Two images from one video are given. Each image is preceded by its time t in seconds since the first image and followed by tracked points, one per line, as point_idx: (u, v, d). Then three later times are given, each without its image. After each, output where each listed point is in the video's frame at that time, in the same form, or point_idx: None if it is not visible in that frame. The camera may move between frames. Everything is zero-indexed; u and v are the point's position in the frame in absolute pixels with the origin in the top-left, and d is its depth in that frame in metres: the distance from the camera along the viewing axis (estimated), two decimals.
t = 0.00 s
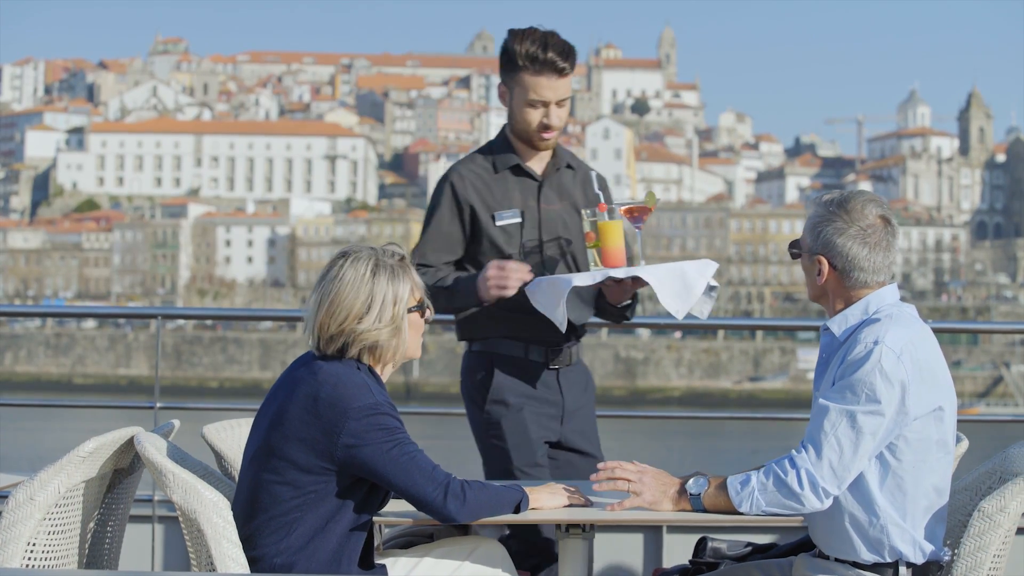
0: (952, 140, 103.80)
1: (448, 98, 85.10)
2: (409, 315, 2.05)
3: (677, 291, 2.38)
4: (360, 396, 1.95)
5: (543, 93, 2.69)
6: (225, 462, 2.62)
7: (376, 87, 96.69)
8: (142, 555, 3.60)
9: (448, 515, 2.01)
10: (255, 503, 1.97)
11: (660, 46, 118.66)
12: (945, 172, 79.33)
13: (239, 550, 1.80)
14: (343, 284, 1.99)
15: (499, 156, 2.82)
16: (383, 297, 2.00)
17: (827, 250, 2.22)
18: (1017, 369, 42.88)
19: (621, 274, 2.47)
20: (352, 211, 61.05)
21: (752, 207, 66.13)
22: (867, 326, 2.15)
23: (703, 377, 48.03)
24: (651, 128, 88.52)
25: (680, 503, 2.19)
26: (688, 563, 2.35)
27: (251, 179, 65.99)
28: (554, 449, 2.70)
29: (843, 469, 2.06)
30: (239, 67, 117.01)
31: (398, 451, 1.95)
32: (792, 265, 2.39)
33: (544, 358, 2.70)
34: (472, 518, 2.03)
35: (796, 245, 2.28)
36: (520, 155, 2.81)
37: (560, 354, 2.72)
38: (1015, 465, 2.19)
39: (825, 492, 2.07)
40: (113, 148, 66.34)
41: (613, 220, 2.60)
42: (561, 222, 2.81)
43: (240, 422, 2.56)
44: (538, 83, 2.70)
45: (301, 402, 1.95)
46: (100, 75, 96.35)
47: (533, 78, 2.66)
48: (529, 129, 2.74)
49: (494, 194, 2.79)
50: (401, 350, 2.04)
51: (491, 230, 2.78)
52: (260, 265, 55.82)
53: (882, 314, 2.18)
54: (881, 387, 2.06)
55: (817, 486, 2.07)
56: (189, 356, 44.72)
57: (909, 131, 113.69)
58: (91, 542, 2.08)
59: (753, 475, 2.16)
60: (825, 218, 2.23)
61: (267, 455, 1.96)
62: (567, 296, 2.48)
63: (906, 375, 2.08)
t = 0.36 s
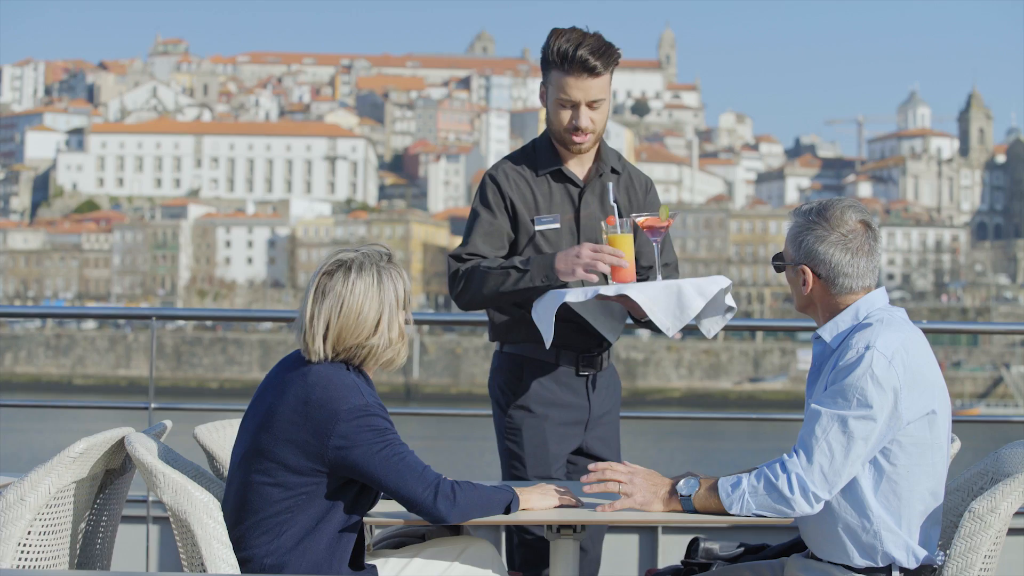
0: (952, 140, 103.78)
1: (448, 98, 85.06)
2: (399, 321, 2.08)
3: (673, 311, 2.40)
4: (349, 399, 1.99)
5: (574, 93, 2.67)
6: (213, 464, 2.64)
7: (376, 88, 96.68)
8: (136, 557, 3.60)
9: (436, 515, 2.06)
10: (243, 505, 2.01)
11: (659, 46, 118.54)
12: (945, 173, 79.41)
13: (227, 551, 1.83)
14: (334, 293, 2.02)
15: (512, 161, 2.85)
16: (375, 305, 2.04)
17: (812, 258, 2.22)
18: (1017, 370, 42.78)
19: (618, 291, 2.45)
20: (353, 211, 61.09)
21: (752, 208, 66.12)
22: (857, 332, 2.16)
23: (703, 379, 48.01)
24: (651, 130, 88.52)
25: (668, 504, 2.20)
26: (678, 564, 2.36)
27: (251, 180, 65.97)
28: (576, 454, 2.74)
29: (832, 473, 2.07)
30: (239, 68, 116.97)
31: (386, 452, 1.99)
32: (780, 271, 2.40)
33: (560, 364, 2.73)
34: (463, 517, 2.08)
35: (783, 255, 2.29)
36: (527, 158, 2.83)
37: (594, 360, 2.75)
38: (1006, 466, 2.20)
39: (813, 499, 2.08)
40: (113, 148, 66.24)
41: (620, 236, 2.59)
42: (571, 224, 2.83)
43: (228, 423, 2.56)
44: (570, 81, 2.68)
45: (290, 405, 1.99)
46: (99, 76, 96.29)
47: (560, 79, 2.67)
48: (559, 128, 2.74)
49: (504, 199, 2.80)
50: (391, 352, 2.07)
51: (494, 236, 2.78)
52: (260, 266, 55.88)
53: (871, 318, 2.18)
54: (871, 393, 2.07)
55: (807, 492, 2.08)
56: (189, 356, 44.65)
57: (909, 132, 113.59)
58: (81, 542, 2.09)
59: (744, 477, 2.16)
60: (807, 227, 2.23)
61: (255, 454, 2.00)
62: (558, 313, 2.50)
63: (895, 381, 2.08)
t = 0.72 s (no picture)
0: (952, 141, 103.61)
1: (448, 98, 85.05)
2: (395, 324, 2.10)
3: (667, 333, 2.45)
4: (339, 400, 2.01)
5: (578, 103, 2.66)
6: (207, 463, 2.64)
7: (377, 89, 96.65)
8: (130, 561, 3.59)
9: (426, 514, 2.07)
10: (235, 505, 2.02)
11: (660, 45, 118.49)
12: (945, 173, 79.30)
13: (218, 550, 1.85)
14: (336, 289, 2.04)
15: (510, 171, 2.85)
16: (377, 297, 2.06)
17: (811, 252, 2.22)
18: (1017, 369, 42.69)
19: (619, 310, 2.47)
20: (353, 211, 61.11)
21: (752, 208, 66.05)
22: (852, 329, 2.16)
23: (704, 379, 47.92)
24: (651, 130, 88.48)
25: (662, 504, 2.19)
26: (674, 565, 2.35)
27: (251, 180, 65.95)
28: (573, 458, 2.74)
29: (825, 473, 2.07)
30: (240, 68, 117.00)
31: (378, 451, 2.00)
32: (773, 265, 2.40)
33: (560, 370, 2.73)
34: (454, 519, 2.09)
35: (776, 251, 2.29)
36: (525, 170, 2.85)
37: (595, 364, 2.74)
38: (999, 466, 2.21)
39: (808, 497, 2.08)
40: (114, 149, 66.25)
41: (614, 250, 2.56)
42: (572, 233, 2.83)
43: (222, 423, 2.57)
44: (572, 85, 2.67)
45: (282, 402, 2.00)
46: (100, 76, 96.28)
47: (566, 90, 2.65)
48: (562, 139, 2.71)
49: (504, 210, 2.81)
50: (384, 356, 2.09)
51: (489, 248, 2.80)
52: (260, 265, 55.87)
53: (863, 317, 2.18)
54: (864, 392, 2.07)
55: (799, 493, 2.08)
56: (189, 356, 44.59)
57: (910, 132, 113.40)
58: (75, 544, 2.11)
59: (738, 476, 2.16)
60: (806, 220, 2.23)
61: (245, 452, 2.01)
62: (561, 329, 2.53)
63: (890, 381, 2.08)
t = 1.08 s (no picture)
0: (953, 142, 103.50)
1: (448, 99, 84.96)
2: (390, 326, 2.10)
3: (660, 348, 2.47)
4: (331, 399, 2.02)
5: (580, 120, 2.65)
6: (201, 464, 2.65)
7: (377, 89, 96.49)
8: (125, 561, 3.61)
9: (418, 514, 2.09)
10: (227, 503, 2.04)
11: (660, 45, 118.45)
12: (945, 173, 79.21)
13: (212, 550, 1.87)
14: (333, 290, 2.05)
15: (508, 180, 2.87)
16: (376, 303, 2.07)
17: (801, 255, 2.22)
18: (1017, 370, 42.62)
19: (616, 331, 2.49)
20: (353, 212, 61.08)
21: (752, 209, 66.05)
22: (845, 333, 2.16)
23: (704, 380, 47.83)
24: (651, 131, 88.40)
25: (654, 505, 2.20)
26: (666, 566, 2.36)
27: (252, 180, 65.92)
28: (568, 461, 2.75)
29: (818, 477, 2.07)
30: (241, 69, 116.90)
31: (368, 449, 2.02)
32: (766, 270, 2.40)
33: (554, 376, 2.75)
34: (446, 517, 2.11)
35: (768, 253, 2.29)
36: (521, 180, 2.86)
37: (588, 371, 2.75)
38: (992, 468, 2.21)
39: (800, 500, 2.08)
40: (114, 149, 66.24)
41: (604, 264, 2.58)
42: (569, 243, 2.85)
43: (215, 423, 2.59)
44: (569, 98, 2.66)
45: (274, 401, 2.02)
46: (100, 76, 96.19)
47: (567, 110, 2.64)
48: (562, 156, 2.71)
49: (501, 220, 2.84)
50: (379, 357, 2.10)
51: (483, 258, 2.82)
52: (260, 266, 55.85)
53: (855, 320, 2.19)
54: (857, 394, 2.07)
55: (794, 494, 2.08)
56: (189, 357, 44.53)
57: (910, 132, 113.33)
58: (67, 546, 2.13)
59: (730, 477, 2.16)
60: (797, 223, 2.24)
61: (238, 452, 2.03)
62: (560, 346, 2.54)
63: (882, 382, 2.09)
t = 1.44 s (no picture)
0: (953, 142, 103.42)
1: (448, 100, 84.99)
2: (385, 327, 2.11)
3: (653, 357, 2.48)
4: (322, 399, 2.02)
5: (573, 138, 2.65)
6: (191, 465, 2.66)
7: (377, 91, 96.58)
8: (118, 561, 3.61)
9: (408, 515, 2.09)
10: (218, 504, 2.04)
11: (660, 46, 118.44)
12: (946, 174, 79.22)
13: (202, 551, 1.88)
14: (328, 289, 2.05)
15: (501, 189, 2.86)
16: (370, 306, 2.08)
17: (792, 258, 2.22)
18: (1017, 371, 42.60)
19: (609, 351, 2.50)
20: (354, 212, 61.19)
21: (752, 210, 66.10)
22: (838, 334, 2.17)
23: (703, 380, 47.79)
24: (651, 131, 88.39)
25: (644, 506, 2.20)
26: (658, 565, 2.37)
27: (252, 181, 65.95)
28: (560, 465, 2.77)
29: (808, 478, 2.08)
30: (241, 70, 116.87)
31: (359, 452, 2.03)
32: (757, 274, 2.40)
33: (545, 379, 2.76)
34: (436, 517, 2.11)
35: (760, 259, 2.28)
36: (514, 191, 2.86)
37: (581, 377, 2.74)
38: (986, 467, 2.21)
39: (789, 503, 2.08)
40: (114, 150, 66.29)
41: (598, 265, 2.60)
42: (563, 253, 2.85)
43: (209, 421, 2.59)
44: (563, 113, 2.66)
45: (263, 404, 2.03)
46: (101, 77, 96.27)
47: (561, 128, 2.64)
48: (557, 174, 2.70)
49: (495, 230, 2.84)
50: (373, 357, 2.10)
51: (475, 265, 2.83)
52: (260, 266, 55.91)
53: (848, 321, 2.19)
54: (847, 396, 2.07)
55: (784, 497, 2.08)
56: (190, 357, 44.60)
57: (910, 133, 113.20)
58: (60, 545, 2.14)
59: (721, 478, 2.16)
60: (787, 226, 2.24)
61: (228, 455, 2.04)
62: (553, 362, 2.55)
63: (875, 384, 2.09)
